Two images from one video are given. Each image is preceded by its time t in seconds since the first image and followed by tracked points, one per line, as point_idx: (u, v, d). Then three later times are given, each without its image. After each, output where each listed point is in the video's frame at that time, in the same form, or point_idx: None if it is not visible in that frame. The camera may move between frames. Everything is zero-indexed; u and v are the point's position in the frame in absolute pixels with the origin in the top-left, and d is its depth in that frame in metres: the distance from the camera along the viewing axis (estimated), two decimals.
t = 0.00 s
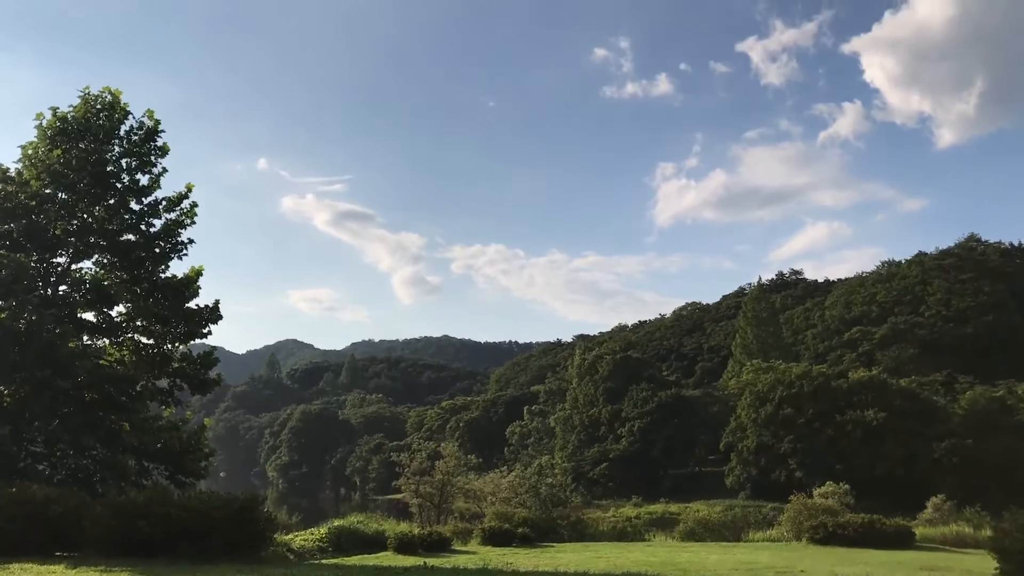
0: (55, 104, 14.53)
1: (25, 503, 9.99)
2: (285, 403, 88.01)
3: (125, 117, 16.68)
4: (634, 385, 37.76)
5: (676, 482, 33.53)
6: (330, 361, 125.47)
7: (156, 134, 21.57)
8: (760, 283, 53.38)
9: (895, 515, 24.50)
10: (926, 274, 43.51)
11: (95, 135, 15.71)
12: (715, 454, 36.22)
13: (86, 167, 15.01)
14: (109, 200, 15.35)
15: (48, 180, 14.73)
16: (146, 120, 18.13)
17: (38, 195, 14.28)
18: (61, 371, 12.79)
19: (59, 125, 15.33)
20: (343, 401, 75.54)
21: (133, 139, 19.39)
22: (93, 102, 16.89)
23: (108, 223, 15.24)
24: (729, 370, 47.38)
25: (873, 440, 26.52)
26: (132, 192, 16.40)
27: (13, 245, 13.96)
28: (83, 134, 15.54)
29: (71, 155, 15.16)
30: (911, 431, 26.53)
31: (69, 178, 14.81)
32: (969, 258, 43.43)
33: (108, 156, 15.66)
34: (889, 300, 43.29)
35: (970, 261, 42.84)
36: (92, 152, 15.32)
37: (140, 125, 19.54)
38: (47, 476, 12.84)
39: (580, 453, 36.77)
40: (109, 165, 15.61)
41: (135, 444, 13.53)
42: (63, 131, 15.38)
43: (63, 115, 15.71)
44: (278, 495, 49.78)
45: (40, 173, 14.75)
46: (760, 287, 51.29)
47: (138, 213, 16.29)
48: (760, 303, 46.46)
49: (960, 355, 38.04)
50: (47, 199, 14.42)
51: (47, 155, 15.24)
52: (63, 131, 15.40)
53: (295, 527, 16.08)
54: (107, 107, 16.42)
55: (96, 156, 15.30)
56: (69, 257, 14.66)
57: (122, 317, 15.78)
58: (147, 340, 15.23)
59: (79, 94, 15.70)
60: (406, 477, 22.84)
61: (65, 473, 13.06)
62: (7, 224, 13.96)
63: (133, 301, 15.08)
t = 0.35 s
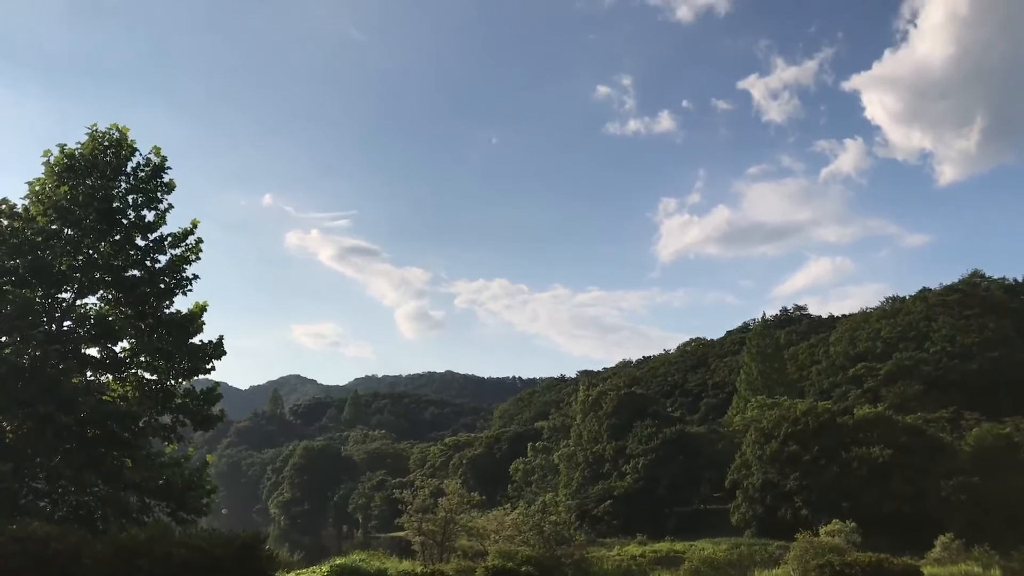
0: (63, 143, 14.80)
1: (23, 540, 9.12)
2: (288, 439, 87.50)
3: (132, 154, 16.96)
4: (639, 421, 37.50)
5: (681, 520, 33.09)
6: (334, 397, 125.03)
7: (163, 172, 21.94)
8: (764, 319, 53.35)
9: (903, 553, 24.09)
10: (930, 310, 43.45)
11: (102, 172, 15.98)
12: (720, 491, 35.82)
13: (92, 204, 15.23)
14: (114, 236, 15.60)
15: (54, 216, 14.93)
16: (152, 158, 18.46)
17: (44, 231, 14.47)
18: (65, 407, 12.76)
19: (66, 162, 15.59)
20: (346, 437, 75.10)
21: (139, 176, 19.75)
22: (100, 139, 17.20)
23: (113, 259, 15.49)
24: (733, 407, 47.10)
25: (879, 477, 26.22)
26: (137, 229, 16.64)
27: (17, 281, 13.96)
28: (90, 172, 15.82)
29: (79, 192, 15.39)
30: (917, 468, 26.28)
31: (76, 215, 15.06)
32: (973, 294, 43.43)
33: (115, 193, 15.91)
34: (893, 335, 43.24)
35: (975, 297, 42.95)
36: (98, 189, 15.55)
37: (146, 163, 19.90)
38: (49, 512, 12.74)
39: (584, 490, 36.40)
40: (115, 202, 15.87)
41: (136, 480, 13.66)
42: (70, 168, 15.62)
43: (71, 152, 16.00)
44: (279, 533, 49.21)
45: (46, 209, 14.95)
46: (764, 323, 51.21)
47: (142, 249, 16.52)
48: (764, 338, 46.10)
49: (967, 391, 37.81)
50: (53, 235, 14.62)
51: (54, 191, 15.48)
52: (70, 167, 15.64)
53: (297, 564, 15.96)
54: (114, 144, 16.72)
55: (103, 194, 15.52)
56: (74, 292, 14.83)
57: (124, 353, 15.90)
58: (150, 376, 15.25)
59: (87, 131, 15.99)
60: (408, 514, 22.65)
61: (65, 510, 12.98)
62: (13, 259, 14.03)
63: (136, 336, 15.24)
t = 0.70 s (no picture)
0: (70, 179, 15.18)
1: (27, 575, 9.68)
2: (289, 476, 86.73)
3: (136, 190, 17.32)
4: (642, 459, 37.10)
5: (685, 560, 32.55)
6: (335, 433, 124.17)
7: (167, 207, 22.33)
8: (768, 356, 53.16)
9: None
10: (935, 347, 43.23)
11: (107, 207, 16.34)
12: (725, 531, 35.35)
13: (96, 239, 15.54)
14: (118, 271, 15.89)
15: (59, 251, 15.21)
16: (157, 193, 18.82)
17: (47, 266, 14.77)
18: (67, 443, 12.93)
19: (71, 198, 15.94)
20: (348, 474, 74.42)
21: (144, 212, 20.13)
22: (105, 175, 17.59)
23: (116, 294, 15.78)
24: (738, 445, 46.66)
25: (886, 516, 25.87)
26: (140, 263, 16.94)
27: (21, 316, 14.17)
28: (95, 207, 16.17)
29: (83, 227, 15.73)
30: (923, 508, 25.96)
31: (80, 250, 15.41)
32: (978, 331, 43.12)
33: (118, 228, 16.24)
34: (897, 373, 43.08)
35: (980, 335, 42.14)
36: (103, 225, 15.90)
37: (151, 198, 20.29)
38: (47, 550, 12.89)
39: (587, 529, 35.92)
40: (119, 237, 16.19)
41: (136, 516, 13.51)
42: (75, 204, 15.97)
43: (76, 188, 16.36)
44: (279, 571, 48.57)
45: (50, 244, 15.27)
46: (768, 360, 51.05)
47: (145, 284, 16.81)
48: (767, 378, 46.22)
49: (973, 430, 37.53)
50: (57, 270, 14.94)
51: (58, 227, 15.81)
52: (75, 203, 15.97)
53: None
54: (119, 180, 17.09)
55: (107, 229, 15.85)
56: (76, 327, 14.99)
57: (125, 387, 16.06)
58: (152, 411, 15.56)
59: (92, 168, 16.36)
60: (410, 552, 22.40)
61: (63, 548, 13.09)
62: (17, 294, 14.25)
63: (139, 371, 15.53)
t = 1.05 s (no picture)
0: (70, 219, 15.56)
1: None
2: (283, 515, 85.44)
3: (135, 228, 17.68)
4: (641, 499, 36.81)
5: None
6: (330, 471, 122.68)
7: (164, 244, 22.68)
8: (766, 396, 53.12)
9: None
10: (933, 388, 43.40)
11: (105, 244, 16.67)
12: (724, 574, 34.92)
13: (94, 277, 15.92)
14: (115, 309, 16.21)
15: (57, 288, 15.58)
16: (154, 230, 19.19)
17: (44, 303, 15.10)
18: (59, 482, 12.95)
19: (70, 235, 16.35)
20: (343, 513, 73.40)
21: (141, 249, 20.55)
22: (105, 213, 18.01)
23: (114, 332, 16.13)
24: (736, 486, 46.35)
25: (886, 559, 25.75)
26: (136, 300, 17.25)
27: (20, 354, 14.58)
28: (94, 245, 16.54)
29: (82, 265, 16.05)
30: (924, 551, 25.86)
31: (79, 287, 15.72)
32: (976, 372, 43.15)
33: (117, 266, 16.57)
34: (896, 415, 43.14)
35: (978, 376, 42.20)
36: (102, 263, 16.25)
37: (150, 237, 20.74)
38: None
39: (585, 571, 35.47)
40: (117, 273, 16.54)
41: (129, 557, 13.41)
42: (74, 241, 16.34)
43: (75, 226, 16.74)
44: None
45: (49, 281, 15.59)
46: (766, 401, 51.10)
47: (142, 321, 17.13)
48: (766, 419, 46.36)
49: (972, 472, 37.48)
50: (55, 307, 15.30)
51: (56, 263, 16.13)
52: (74, 240, 16.34)
53: None
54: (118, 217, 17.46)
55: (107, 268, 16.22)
56: (73, 364, 15.33)
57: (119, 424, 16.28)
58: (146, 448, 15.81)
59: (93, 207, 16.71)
60: None
61: None
62: (13, 331, 14.64)
63: (134, 409, 15.81)
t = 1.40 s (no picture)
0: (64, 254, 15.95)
1: None
2: (270, 556, 83.91)
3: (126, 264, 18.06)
4: (634, 541, 36.55)
5: None
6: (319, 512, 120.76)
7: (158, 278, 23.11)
8: (759, 437, 53.23)
9: None
10: (926, 430, 43.62)
11: (98, 282, 17.02)
12: None
13: (87, 314, 16.29)
14: (106, 346, 16.67)
15: (48, 326, 15.93)
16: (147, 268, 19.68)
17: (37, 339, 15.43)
18: (46, 522, 13.15)
19: (62, 271, 16.66)
20: (332, 554, 72.20)
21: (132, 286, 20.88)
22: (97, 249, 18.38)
23: (103, 369, 16.58)
24: (730, 528, 46.13)
25: None
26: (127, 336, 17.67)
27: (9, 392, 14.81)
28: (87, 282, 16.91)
29: (75, 302, 16.43)
30: None
31: (70, 325, 16.02)
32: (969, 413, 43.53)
33: (109, 303, 16.95)
34: (889, 456, 43.26)
35: (971, 418, 42.75)
36: (95, 301, 16.66)
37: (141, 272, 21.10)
38: None
39: None
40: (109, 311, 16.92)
41: None
42: (66, 278, 16.68)
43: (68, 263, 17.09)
44: None
45: (40, 319, 15.93)
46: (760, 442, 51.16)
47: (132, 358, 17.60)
48: (759, 460, 46.54)
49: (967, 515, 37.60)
50: (46, 345, 15.64)
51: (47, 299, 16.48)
52: (67, 278, 16.69)
53: None
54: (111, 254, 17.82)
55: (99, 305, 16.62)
56: (62, 403, 15.62)
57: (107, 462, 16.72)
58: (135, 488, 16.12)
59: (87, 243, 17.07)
60: None
61: None
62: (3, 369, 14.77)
63: (124, 449, 16.59)
